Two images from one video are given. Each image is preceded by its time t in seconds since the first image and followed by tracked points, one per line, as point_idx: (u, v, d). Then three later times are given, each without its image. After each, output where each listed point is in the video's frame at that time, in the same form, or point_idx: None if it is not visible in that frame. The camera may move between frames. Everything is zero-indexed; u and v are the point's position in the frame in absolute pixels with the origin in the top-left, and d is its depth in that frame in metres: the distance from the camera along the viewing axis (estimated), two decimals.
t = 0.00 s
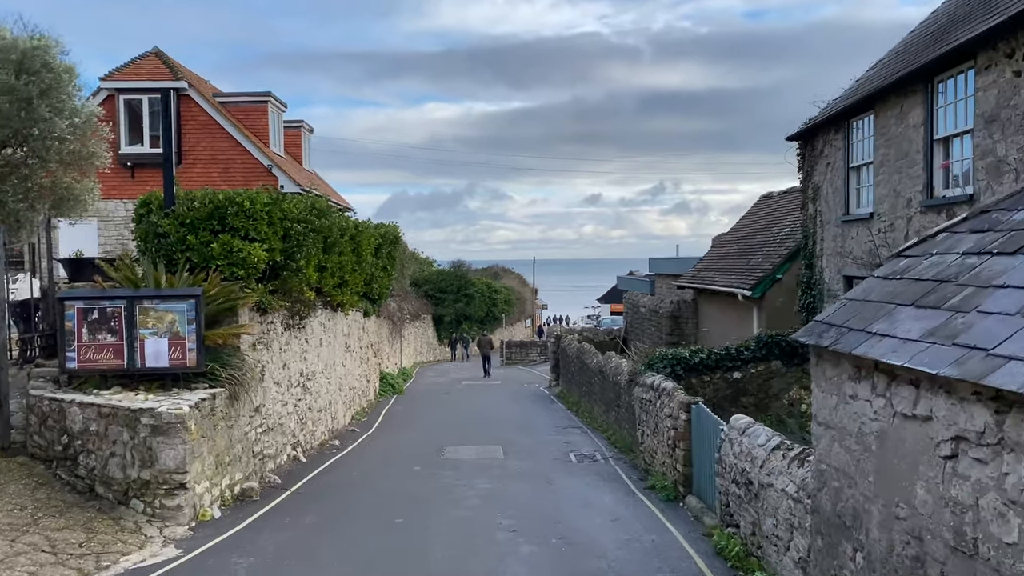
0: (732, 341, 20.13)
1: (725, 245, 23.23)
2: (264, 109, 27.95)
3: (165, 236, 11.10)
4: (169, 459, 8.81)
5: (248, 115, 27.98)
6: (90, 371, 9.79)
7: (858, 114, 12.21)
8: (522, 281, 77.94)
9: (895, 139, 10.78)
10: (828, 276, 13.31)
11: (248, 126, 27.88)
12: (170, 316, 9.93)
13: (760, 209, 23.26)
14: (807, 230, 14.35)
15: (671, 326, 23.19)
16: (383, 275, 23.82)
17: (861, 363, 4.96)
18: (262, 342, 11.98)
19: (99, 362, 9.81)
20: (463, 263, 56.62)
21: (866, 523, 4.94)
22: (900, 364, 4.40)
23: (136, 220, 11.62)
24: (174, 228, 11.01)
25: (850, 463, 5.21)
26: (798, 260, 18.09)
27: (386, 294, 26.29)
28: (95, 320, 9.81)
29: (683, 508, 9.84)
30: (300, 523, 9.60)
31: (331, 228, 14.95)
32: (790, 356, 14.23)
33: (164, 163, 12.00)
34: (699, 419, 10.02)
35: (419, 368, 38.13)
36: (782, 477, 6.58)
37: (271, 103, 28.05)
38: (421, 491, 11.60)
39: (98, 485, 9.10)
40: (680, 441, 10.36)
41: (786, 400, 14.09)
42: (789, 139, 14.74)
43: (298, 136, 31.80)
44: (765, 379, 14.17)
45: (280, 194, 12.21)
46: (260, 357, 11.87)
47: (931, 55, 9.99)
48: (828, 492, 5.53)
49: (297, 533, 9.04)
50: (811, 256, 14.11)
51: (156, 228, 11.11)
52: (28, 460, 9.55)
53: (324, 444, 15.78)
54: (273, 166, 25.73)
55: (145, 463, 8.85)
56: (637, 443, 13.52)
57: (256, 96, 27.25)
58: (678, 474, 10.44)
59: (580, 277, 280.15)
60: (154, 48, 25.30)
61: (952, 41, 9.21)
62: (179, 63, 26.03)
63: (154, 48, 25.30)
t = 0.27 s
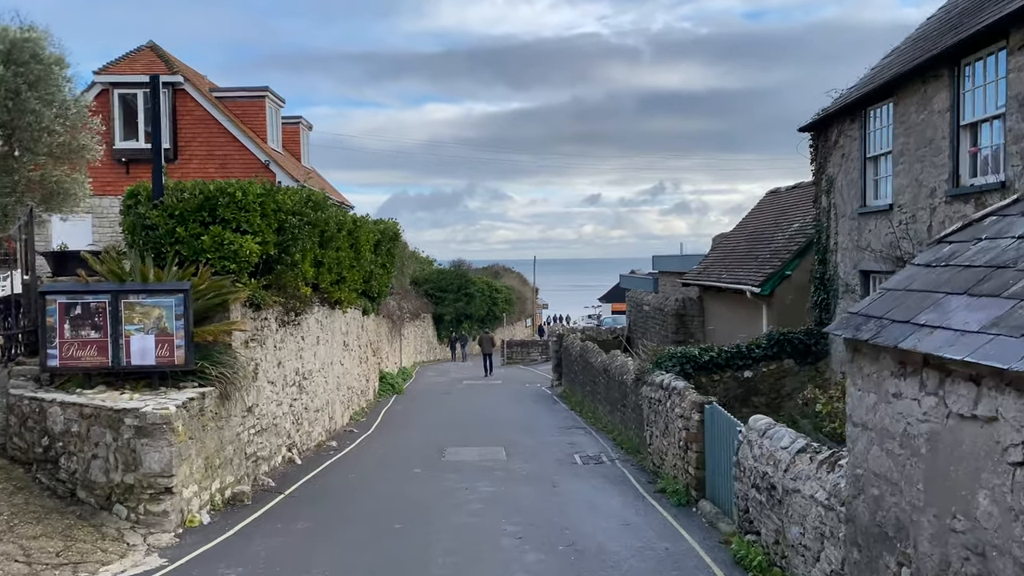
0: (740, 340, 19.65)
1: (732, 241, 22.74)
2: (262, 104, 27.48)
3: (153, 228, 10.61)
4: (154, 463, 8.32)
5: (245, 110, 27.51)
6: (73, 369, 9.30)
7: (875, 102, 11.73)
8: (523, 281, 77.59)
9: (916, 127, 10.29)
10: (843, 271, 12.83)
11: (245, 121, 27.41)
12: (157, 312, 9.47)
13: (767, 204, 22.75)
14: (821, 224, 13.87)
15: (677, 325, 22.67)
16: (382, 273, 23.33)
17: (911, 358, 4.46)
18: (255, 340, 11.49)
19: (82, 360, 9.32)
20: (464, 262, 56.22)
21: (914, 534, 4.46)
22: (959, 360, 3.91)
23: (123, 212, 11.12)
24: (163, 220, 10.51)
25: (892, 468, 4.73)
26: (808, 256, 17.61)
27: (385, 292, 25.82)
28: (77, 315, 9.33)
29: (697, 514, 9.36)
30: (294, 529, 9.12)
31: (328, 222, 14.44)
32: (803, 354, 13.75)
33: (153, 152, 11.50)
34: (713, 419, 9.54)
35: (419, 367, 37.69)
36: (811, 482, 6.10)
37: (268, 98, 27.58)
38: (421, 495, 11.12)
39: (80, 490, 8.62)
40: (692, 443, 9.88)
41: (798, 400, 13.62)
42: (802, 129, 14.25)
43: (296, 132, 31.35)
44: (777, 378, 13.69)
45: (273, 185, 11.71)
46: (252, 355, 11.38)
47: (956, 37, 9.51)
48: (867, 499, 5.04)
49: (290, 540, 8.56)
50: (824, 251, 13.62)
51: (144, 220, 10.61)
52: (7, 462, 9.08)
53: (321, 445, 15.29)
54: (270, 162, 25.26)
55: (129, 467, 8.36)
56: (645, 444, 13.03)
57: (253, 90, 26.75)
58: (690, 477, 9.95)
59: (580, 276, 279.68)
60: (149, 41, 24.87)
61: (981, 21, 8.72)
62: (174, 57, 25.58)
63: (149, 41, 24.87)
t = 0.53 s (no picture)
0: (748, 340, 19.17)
1: (739, 240, 22.26)
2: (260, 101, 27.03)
3: (141, 223, 10.12)
4: (137, 472, 7.83)
5: (243, 107, 27.06)
6: (53, 371, 8.82)
7: (895, 93, 11.23)
8: (524, 282, 77.15)
9: (941, 118, 9.80)
10: (860, 269, 12.34)
11: (243, 118, 26.95)
12: (142, 311, 8.99)
13: (775, 202, 22.25)
14: (835, 221, 13.38)
15: (682, 325, 22.17)
16: (382, 272, 22.85)
17: (968, 360, 3.98)
18: (248, 340, 11.01)
19: (62, 362, 8.83)
20: (465, 262, 55.77)
21: (972, 559, 3.98)
22: None
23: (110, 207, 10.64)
24: (151, 216, 10.03)
25: (944, 483, 4.25)
26: (819, 254, 17.11)
27: (385, 292, 25.35)
28: (58, 315, 8.85)
29: (713, 525, 8.88)
30: (286, 540, 8.63)
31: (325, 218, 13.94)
32: (817, 356, 13.27)
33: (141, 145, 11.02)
34: (730, 424, 9.05)
35: (419, 368, 37.23)
36: (843, 495, 5.61)
37: (266, 95, 27.12)
38: (421, 503, 10.63)
39: (59, 499, 8.15)
40: (707, 449, 9.39)
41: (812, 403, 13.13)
42: (816, 123, 13.77)
43: (295, 130, 30.87)
44: (790, 381, 13.20)
45: (267, 179, 11.22)
46: (245, 356, 10.91)
47: (985, 21, 9.02)
48: (913, 517, 4.56)
49: (282, 552, 8.08)
50: (839, 248, 13.13)
51: (131, 215, 10.12)
52: None
53: (318, 450, 14.81)
54: (268, 159, 24.80)
55: (111, 476, 7.88)
56: (654, 449, 12.54)
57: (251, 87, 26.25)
58: (704, 485, 9.46)
59: (582, 277, 279.27)
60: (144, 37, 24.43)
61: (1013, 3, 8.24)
62: (170, 53, 25.14)
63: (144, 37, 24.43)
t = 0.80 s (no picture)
0: (759, 341, 18.65)
1: (748, 239, 21.74)
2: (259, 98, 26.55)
3: (128, 218, 9.63)
4: (120, 481, 7.31)
5: (242, 104, 26.59)
6: (34, 373, 8.30)
7: (920, 81, 10.71)
8: (526, 283, 76.62)
9: (973, 106, 9.29)
10: (882, 267, 11.83)
11: (242, 115, 26.46)
12: (128, 309, 8.49)
13: (786, 200, 21.72)
14: (853, 217, 12.87)
15: (690, 326, 21.66)
16: (383, 272, 22.35)
17: None
18: (242, 341, 10.51)
19: (44, 363, 8.31)
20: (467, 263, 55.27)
21: None
22: None
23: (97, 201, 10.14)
24: (139, 209, 9.52)
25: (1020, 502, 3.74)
26: (834, 253, 16.62)
27: (386, 292, 24.85)
28: (40, 313, 8.35)
29: (733, 536, 8.37)
30: (281, 553, 8.12)
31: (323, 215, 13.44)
32: (835, 357, 12.76)
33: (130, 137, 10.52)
34: (750, 429, 8.54)
35: (421, 370, 36.71)
36: (889, 510, 5.10)
37: (266, 91, 26.63)
38: (424, 511, 10.12)
39: (39, 510, 7.66)
40: (726, 456, 8.88)
41: (830, 407, 12.61)
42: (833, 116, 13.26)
43: (295, 128, 30.38)
44: (808, 383, 12.68)
45: (262, 172, 10.72)
46: (239, 357, 10.41)
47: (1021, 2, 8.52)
48: (978, 538, 4.05)
49: (275, 566, 7.57)
50: (858, 245, 12.63)
51: (118, 208, 9.61)
52: None
53: (316, 454, 14.30)
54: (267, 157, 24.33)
55: (92, 485, 7.37)
56: (666, 455, 12.04)
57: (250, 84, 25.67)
58: (723, 493, 8.95)
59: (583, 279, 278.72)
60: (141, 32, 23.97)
61: None
62: (168, 49, 24.68)
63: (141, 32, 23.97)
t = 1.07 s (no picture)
0: (771, 343, 18.14)
1: (758, 238, 21.24)
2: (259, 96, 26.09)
3: (117, 213, 9.14)
4: (103, 493, 6.82)
5: (241, 102, 26.12)
6: (15, 377, 7.82)
7: (948, 71, 10.22)
8: (528, 284, 76.07)
9: (1007, 95, 8.82)
10: (905, 265, 11.34)
11: (241, 113, 26.00)
12: (115, 309, 8.01)
13: (797, 199, 21.22)
14: (874, 214, 12.37)
15: (699, 328, 21.15)
16: (384, 273, 21.87)
17: None
18: (237, 343, 10.02)
19: (26, 366, 7.83)
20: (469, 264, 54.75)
21: None
22: None
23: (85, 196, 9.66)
24: (128, 204, 9.03)
25: None
26: (850, 252, 16.12)
27: (388, 293, 24.37)
28: (22, 314, 7.88)
29: (757, 551, 7.88)
30: (277, 569, 7.63)
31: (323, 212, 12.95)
32: (855, 360, 12.26)
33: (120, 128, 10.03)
34: (775, 436, 8.06)
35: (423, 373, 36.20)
36: (946, 530, 4.61)
37: (265, 89, 26.18)
38: (428, 522, 9.64)
39: (19, 523, 7.19)
40: (748, 465, 8.38)
41: (851, 412, 12.11)
42: (852, 109, 12.78)
43: (296, 127, 29.92)
44: (827, 387, 12.19)
45: (259, 165, 10.24)
46: (234, 360, 9.92)
47: None
48: None
49: None
50: (879, 244, 12.14)
51: (107, 203, 9.13)
52: None
53: (316, 461, 13.82)
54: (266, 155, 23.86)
55: (73, 497, 6.89)
56: (681, 462, 11.54)
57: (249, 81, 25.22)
58: (745, 504, 8.45)
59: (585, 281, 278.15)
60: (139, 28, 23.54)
61: None
62: (166, 46, 24.24)
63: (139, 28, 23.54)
